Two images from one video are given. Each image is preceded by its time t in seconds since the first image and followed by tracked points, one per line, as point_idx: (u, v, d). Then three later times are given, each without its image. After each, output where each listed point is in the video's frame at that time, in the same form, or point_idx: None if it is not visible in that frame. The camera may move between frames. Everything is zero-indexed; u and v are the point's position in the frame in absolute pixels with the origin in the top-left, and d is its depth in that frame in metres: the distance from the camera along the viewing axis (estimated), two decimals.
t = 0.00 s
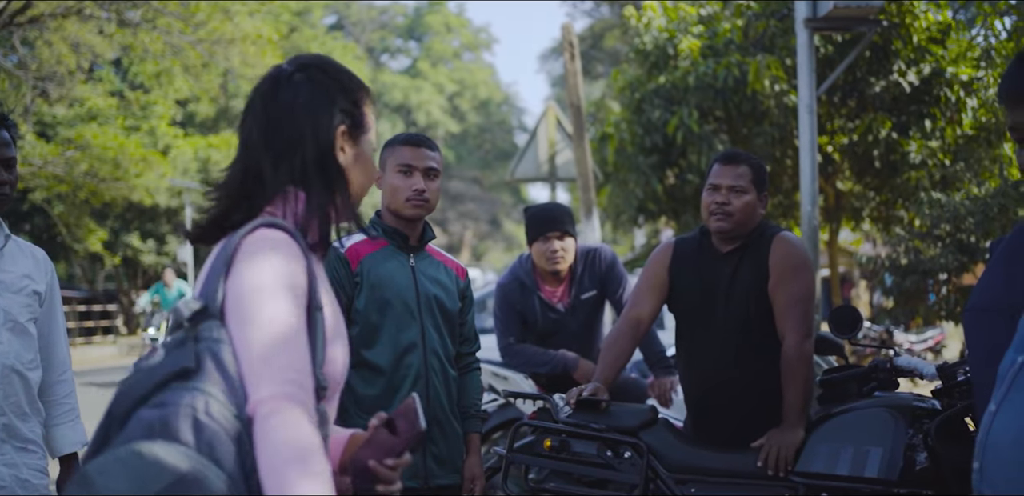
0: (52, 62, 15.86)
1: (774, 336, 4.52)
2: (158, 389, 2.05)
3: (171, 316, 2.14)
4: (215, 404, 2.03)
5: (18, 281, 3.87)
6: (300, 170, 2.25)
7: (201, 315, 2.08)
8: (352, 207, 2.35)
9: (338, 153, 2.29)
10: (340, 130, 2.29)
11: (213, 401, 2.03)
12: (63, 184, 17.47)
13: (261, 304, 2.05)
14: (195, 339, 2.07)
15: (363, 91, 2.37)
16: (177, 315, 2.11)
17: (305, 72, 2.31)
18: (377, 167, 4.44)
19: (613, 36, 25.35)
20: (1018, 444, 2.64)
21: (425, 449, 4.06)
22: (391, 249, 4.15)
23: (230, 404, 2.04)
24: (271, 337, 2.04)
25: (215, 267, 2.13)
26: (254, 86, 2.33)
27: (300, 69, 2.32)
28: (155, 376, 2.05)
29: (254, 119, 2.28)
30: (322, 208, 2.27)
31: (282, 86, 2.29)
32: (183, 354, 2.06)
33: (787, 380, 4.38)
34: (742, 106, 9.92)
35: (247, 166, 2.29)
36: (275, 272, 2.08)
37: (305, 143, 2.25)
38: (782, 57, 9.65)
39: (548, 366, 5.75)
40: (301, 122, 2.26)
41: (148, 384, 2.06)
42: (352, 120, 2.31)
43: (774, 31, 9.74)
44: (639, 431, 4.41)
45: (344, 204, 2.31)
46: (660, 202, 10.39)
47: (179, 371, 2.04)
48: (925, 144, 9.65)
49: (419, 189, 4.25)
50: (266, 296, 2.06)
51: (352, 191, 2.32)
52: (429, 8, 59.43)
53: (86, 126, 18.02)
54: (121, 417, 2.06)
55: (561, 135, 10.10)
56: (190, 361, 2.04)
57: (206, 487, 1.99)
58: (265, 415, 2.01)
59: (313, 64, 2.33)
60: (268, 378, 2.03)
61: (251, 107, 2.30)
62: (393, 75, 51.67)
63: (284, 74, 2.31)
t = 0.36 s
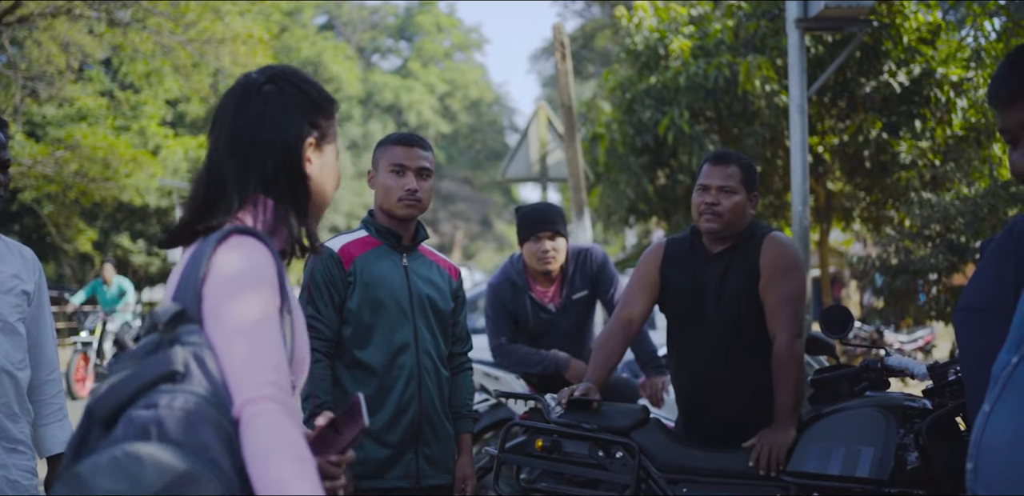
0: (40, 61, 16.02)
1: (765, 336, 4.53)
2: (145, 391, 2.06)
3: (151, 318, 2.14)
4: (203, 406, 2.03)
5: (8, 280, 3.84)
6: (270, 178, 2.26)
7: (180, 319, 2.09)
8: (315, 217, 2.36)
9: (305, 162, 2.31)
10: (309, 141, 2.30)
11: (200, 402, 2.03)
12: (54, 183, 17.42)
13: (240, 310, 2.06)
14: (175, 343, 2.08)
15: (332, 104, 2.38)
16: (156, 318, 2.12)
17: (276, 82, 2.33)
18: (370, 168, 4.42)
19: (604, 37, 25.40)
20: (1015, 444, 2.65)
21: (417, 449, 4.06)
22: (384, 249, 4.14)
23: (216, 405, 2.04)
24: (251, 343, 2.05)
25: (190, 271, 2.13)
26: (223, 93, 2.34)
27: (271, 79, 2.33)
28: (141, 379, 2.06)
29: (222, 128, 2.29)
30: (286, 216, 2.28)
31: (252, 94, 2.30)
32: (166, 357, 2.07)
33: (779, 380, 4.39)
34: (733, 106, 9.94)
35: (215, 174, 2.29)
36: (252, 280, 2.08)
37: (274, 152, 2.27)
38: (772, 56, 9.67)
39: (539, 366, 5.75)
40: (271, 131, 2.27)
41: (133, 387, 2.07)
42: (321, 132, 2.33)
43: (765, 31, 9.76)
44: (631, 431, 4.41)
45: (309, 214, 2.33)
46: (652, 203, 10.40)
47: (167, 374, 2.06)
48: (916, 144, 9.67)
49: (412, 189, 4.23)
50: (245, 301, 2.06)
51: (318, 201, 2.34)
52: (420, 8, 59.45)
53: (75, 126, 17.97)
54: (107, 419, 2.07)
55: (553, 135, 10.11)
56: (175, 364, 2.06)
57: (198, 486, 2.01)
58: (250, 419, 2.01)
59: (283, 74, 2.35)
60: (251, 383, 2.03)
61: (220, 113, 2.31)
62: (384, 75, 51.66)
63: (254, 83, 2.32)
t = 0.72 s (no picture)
0: (34, 60, 15.72)
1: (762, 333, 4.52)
2: (56, 398, 2.04)
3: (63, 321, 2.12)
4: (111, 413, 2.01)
5: (3, 278, 3.86)
6: (174, 179, 2.24)
7: (91, 324, 2.07)
8: (233, 213, 2.32)
9: (208, 160, 2.26)
10: (211, 138, 2.25)
11: (111, 409, 2.02)
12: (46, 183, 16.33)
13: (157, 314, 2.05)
14: (87, 348, 2.06)
15: (246, 93, 2.31)
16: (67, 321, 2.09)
17: (185, 77, 2.27)
18: (369, 166, 4.40)
19: (599, 36, 25.41)
20: (1012, 444, 2.66)
21: (415, 449, 4.04)
22: (382, 247, 4.12)
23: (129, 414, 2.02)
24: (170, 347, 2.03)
25: (102, 276, 2.11)
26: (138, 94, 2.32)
27: (181, 74, 2.28)
28: (53, 386, 2.05)
29: (132, 130, 2.28)
30: (192, 217, 2.25)
31: (158, 94, 2.26)
32: (77, 364, 2.05)
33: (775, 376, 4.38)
34: (728, 106, 9.94)
35: (123, 177, 2.27)
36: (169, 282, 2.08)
37: (172, 153, 2.23)
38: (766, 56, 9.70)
39: (534, 365, 5.75)
40: (171, 133, 2.23)
41: (44, 392, 2.05)
42: (228, 124, 2.26)
43: (760, 31, 9.80)
44: (627, 430, 4.40)
45: (221, 211, 2.29)
46: (647, 203, 10.41)
47: (77, 382, 2.04)
48: (910, 144, 9.60)
49: (408, 187, 4.21)
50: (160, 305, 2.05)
51: (230, 198, 2.30)
52: (413, 8, 59.49)
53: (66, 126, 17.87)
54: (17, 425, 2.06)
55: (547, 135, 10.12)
56: (88, 370, 2.04)
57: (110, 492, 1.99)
58: (167, 426, 1.99)
59: (191, 68, 2.29)
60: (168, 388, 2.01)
61: (132, 115, 2.29)
62: (378, 75, 51.62)
63: (164, 80, 2.28)
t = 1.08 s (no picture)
0: (32, 60, 15.65)
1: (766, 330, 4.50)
2: None
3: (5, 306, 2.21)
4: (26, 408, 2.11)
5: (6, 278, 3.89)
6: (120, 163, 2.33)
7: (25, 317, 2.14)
8: (188, 198, 2.39)
9: (151, 143, 2.34)
10: (154, 122, 2.33)
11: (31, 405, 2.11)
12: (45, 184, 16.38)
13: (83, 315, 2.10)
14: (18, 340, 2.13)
15: (198, 78, 2.37)
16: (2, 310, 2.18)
17: (138, 63, 2.35)
18: (373, 164, 4.38)
19: (601, 36, 25.39)
20: (1020, 442, 2.65)
21: (419, 448, 4.04)
22: (387, 247, 4.12)
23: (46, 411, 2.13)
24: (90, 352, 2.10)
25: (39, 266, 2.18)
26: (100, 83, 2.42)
27: (133, 61, 2.35)
28: None
29: (90, 117, 2.38)
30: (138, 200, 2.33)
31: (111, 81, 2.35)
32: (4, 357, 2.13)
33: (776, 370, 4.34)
34: (727, 106, 9.94)
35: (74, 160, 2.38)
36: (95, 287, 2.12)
37: (116, 138, 2.33)
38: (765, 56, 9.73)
39: (535, 365, 5.74)
40: (116, 119, 2.32)
41: None
42: (176, 109, 2.34)
43: (759, 31, 9.83)
44: (630, 429, 4.38)
45: (171, 195, 2.37)
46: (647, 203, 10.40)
47: None
48: (910, 144, 9.58)
49: (414, 187, 4.20)
50: (93, 307, 2.10)
51: (182, 181, 2.37)
52: (412, 9, 59.51)
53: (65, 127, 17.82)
54: None
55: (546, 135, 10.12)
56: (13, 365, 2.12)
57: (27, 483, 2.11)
58: (86, 428, 2.07)
59: (144, 55, 2.37)
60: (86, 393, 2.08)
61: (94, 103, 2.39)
62: (375, 76, 51.61)
63: (119, 68, 2.36)
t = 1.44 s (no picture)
0: (34, 61, 15.70)
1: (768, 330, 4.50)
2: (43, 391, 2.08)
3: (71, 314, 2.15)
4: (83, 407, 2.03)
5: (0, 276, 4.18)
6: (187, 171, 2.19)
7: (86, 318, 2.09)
8: (246, 202, 2.28)
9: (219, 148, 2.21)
10: (223, 128, 2.20)
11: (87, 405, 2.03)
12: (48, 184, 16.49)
13: (147, 309, 2.02)
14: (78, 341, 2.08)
15: (251, 83, 2.26)
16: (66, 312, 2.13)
17: (188, 67, 2.22)
18: (375, 164, 4.37)
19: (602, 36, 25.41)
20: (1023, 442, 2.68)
21: (422, 448, 4.03)
22: (389, 247, 4.11)
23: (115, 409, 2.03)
24: (155, 344, 2.01)
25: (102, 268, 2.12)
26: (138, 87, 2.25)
27: (183, 65, 2.22)
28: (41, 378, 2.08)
29: (137, 123, 2.21)
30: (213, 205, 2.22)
31: (163, 87, 2.20)
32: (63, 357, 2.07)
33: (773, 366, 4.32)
34: (729, 106, 9.95)
35: (133, 164, 2.22)
36: (160, 275, 2.05)
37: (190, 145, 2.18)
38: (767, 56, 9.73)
39: (538, 365, 5.74)
40: (185, 126, 2.18)
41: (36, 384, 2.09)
42: (239, 113, 2.22)
43: (761, 31, 9.84)
44: (633, 429, 4.33)
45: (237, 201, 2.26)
46: (648, 203, 10.41)
47: (53, 376, 2.07)
48: (912, 144, 9.59)
49: (420, 188, 4.19)
50: (151, 304, 2.03)
51: (247, 186, 2.26)
52: (413, 9, 59.58)
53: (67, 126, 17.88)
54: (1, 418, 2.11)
55: (548, 135, 10.14)
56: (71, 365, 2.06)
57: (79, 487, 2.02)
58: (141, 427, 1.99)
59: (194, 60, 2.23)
60: (158, 383, 2.00)
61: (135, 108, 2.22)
62: (377, 76, 51.68)
63: (166, 71, 2.22)
